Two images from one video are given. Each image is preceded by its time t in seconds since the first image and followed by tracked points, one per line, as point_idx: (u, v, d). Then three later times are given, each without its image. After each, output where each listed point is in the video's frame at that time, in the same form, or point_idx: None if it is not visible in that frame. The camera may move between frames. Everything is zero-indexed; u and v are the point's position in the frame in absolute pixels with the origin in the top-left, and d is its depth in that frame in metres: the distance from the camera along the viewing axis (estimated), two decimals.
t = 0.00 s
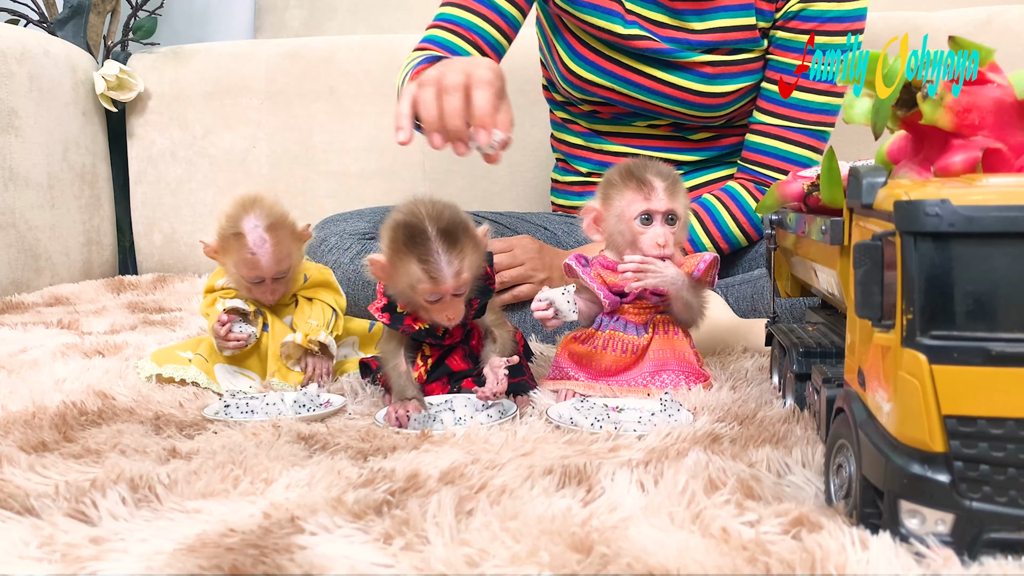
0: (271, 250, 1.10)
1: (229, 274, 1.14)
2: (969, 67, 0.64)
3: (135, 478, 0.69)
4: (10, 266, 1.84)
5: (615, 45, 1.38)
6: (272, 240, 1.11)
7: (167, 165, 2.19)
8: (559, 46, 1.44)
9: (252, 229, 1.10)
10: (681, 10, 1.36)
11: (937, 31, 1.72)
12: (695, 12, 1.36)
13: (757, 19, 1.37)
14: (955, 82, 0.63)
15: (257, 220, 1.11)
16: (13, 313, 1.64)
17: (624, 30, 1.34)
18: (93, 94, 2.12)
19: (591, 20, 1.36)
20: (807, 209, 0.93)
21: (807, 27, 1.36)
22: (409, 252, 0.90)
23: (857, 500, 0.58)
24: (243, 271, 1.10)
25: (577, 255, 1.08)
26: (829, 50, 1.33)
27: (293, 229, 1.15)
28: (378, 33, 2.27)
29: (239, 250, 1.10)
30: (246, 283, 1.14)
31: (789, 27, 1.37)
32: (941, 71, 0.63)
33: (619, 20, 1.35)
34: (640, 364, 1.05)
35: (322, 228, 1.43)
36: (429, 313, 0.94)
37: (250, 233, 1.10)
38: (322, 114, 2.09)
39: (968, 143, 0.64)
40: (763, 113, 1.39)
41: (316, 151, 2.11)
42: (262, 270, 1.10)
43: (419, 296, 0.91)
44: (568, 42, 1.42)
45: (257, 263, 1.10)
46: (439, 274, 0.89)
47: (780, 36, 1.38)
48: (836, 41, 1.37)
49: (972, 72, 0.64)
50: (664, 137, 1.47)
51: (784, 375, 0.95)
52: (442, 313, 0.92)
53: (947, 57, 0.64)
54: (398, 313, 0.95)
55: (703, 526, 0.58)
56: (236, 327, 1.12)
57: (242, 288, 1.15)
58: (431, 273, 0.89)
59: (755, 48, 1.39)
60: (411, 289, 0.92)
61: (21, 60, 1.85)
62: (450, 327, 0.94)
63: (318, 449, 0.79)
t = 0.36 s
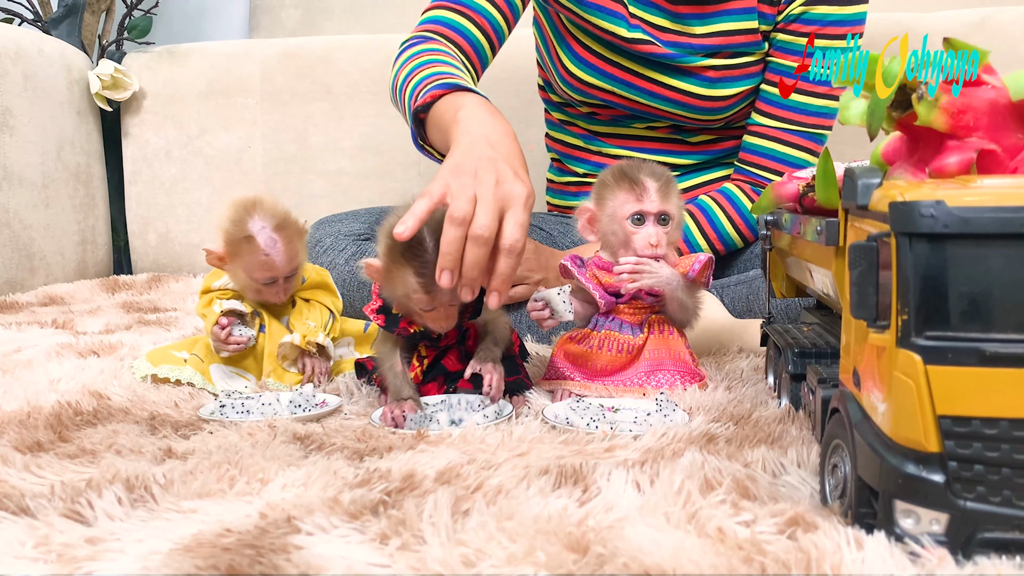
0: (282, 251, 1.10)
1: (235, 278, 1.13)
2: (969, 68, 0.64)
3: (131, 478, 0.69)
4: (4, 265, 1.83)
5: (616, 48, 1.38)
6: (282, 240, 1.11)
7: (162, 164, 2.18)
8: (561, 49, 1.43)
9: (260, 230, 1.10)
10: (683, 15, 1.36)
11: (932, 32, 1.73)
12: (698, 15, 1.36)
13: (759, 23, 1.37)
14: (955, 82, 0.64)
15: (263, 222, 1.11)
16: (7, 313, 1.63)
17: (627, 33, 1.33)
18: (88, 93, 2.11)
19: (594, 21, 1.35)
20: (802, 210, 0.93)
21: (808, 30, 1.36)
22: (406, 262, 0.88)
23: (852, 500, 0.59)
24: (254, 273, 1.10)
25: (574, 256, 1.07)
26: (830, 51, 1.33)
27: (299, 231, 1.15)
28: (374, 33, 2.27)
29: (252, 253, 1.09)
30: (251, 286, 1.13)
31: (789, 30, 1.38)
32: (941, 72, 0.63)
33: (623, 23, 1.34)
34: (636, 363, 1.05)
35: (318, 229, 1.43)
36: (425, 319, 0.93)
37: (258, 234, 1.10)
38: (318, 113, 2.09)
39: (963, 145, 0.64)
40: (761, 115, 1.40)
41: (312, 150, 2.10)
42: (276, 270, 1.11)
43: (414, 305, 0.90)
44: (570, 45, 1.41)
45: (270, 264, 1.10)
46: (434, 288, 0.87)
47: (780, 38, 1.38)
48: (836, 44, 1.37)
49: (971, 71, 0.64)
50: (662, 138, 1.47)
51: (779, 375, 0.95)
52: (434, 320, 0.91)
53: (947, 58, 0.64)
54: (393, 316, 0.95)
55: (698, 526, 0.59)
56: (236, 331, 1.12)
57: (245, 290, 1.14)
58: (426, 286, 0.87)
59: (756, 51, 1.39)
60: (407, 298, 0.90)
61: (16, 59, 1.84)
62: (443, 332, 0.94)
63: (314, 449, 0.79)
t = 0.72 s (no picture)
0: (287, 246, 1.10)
1: (239, 276, 1.12)
2: (968, 67, 0.64)
3: (127, 478, 0.69)
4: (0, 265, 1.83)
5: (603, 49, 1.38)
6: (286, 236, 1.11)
7: (159, 164, 2.18)
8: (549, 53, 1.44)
9: (264, 227, 1.10)
10: (669, 14, 1.37)
11: (929, 32, 1.73)
12: (684, 13, 1.37)
13: (746, 19, 1.37)
14: (955, 82, 0.64)
15: (267, 219, 1.11)
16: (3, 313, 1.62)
17: (613, 35, 1.34)
18: (84, 92, 2.11)
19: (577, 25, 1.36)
20: (800, 210, 0.93)
21: (796, 26, 1.36)
22: (400, 268, 0.87)
23: (849, 500, 0.59)
24: (259, 268, 1.10)
25: (571, 255, 1.07)
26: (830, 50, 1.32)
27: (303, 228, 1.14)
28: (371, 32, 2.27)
29: (257, 247, 1.09)
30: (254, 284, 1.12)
31: (777, 27, 1.37)
32: (940, 72, 0.63)
33: (608, 26, 1.34)
34: (633, 363, 1.06)
35: (316, 226, 1.42)
36: (421, 322, 0.92)
37: (262, 230, 1.10)
38: (315, 113, 2.09)
39: (959, 145, 0.64)
40: (754, 112, 1.39)
41: (309, 150, 2.10)
42: (281, 264, 1.10)
43: (411, 308, 0.90)
44: (558, 49, 1.43)
45: (276, 259, 1.09)
46: (430, 292, 0.87)
47: (769, 35, 1.38)
48: (827, 39, 1.37)
49: (971, 71, 0.64)
50: (657, 138, 1.47)
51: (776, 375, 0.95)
52: (432, 323, 0.91)
53: (947, 57, 0.64)
54: (390, 317, 0.95)
55: (695, 525, 0.59)
56: (238, 331, 1.12)
57: (246, 288, 1.14)
58: (422, 291, 0.87)
59: (745, 48, 1.39)
60: (403, 301, 0.90)
61: (11, 58, 1.84)
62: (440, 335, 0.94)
63: (310, 449, 0.79)
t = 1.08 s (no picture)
0: (283, 241, 1.10)
1: (234, 273, 1.12)
2: (968, 67, 0.64)
3: (127, 478, 0.69)
4: None
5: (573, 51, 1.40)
6: (282, 233, 1.11)
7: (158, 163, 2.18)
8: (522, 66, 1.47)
9: (259, 222, 1.10)
10: (630, 15, 1.36)
11: (928, 31, 1.73)
12: (645, 13, 1.36)
13: (707, 13, 1.37)
14: (955, 82, 0.64)
15: (262, 214, 1.11)
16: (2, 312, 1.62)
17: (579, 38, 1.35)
18: (82, 91, 2.11)
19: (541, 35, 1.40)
20: (800, 210, 0.93)
21: (758, 17, 1.34)
22: (397, 268, 0.87)
23: (848, 499, 0.58)
24: (253, 261, 1.10)
25: (570, 255, 1.06)
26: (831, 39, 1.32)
27: (297, 224, 1.14)
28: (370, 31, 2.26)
29: (249, 240, 1.09)
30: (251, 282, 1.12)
31: (740, 19, 1.36)
32: (940, 72, 0.63)
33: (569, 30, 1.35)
34: (632, 362, 1.06)
35: (316, 226, 1.43)
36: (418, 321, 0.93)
37: (257, 226, 1.10)
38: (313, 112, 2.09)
39: (958, 144, 0.64)
40: (734, 106, 1.38)
41: (308, 149, 2.10)
42: (274, 258, 1.10)
43: (407, 308, 0.90)
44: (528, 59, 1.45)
45: (270, 253, 1.10)
46: (426, 291, 0.86)
47: (735, 29, 1.36)
48: (791, 26, 1.34)
49: (971, 71, 0.64)
50: (639, 137, 1.47)
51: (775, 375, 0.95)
52: (430, 322, 0.91)
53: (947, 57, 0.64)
54: (389, 317, 0.95)
55: (695, 525, 0.59)
56: (239, 333, 1.12)
57: (244, 287, 1.14)
58: (418, 290, 0.87)
59: (713, 41, 1.38)
60: (400, 301, 0.90)
61: (10, 57, 1.83)
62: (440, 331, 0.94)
63: (310, 448, 0.79)
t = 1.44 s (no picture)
0: (280, 240, 1.11)
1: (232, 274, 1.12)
2: (969, 67, 0.64)
3: (127, 476, 0.69)
4: None
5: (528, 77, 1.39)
6: (279, 232, 1.11)
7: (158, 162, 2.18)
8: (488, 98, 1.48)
9: (258, 221, 1.11)
10: (577, 31, 1.34)
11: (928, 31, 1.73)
12: (592, 26, 1.34)
13: (652, 16, 1.34)
14: (956, 82, 0.64)
15: (260, 214, 1.12)
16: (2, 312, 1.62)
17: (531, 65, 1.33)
18: (82, 90, 2.11)
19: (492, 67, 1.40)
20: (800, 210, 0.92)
21: (705, 11, 1.28)
22: (395, 266, 0.88)
23: (848, 498, 0.59)
24: (249, 261, 1.10)
25: (570, 254, 1.07)
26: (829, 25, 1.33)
27: (294, 223, 1.14)
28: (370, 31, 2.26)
29: (246, 240, 1.10)
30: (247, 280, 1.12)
31: (688, 16, 1.31)
32: (941, 71, 0.63)
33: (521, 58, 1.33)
34: (632, 360, 1.06)
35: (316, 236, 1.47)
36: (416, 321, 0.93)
37: (255, 225, 1.11)
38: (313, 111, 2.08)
39: (958, 143, 0.64)
40: (702, 103, 1.32)
41: (307, 147, 2.09)
42: (270, 257, 1.10)
43: (405, 306, 0.90)
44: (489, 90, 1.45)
45: (263, 251, 1.10)
46: (423, 289, 0.87)
47: (685, 26, 1.32)
48: (741, 12, 1.27)
49: (971, 72, 0.64)
50: (614, 144, 1.48)
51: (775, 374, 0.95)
52: (428, 321, 0.92)
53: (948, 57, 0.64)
54: (390, 315, 0.95)
55: (695, 523, 0.59)
56: (242, 334, 1.10)
57: (242, 288, 1.13)
58: (414, 287, 0.87)
59: (664, 41, 1.36)
60: (397, 299, 0.90)
61: (10, 56, 1.83)
62: (439, 331, 0.94)
63: (310, 447, 0.79)
